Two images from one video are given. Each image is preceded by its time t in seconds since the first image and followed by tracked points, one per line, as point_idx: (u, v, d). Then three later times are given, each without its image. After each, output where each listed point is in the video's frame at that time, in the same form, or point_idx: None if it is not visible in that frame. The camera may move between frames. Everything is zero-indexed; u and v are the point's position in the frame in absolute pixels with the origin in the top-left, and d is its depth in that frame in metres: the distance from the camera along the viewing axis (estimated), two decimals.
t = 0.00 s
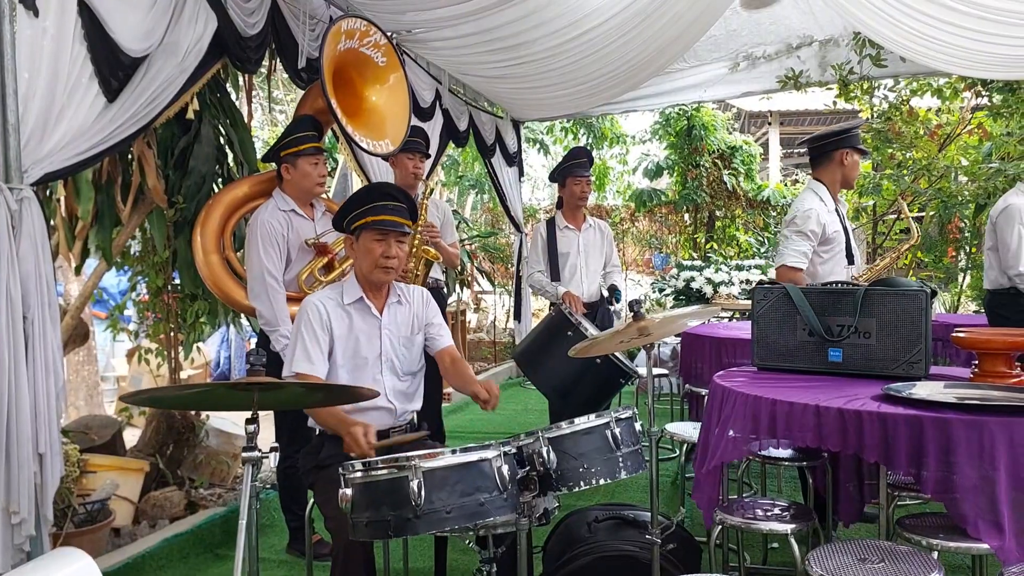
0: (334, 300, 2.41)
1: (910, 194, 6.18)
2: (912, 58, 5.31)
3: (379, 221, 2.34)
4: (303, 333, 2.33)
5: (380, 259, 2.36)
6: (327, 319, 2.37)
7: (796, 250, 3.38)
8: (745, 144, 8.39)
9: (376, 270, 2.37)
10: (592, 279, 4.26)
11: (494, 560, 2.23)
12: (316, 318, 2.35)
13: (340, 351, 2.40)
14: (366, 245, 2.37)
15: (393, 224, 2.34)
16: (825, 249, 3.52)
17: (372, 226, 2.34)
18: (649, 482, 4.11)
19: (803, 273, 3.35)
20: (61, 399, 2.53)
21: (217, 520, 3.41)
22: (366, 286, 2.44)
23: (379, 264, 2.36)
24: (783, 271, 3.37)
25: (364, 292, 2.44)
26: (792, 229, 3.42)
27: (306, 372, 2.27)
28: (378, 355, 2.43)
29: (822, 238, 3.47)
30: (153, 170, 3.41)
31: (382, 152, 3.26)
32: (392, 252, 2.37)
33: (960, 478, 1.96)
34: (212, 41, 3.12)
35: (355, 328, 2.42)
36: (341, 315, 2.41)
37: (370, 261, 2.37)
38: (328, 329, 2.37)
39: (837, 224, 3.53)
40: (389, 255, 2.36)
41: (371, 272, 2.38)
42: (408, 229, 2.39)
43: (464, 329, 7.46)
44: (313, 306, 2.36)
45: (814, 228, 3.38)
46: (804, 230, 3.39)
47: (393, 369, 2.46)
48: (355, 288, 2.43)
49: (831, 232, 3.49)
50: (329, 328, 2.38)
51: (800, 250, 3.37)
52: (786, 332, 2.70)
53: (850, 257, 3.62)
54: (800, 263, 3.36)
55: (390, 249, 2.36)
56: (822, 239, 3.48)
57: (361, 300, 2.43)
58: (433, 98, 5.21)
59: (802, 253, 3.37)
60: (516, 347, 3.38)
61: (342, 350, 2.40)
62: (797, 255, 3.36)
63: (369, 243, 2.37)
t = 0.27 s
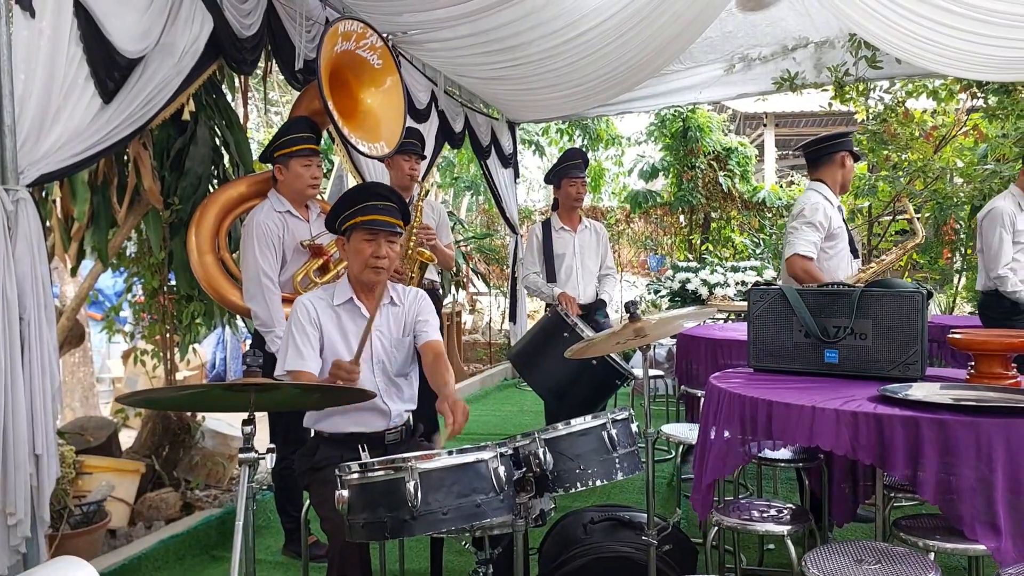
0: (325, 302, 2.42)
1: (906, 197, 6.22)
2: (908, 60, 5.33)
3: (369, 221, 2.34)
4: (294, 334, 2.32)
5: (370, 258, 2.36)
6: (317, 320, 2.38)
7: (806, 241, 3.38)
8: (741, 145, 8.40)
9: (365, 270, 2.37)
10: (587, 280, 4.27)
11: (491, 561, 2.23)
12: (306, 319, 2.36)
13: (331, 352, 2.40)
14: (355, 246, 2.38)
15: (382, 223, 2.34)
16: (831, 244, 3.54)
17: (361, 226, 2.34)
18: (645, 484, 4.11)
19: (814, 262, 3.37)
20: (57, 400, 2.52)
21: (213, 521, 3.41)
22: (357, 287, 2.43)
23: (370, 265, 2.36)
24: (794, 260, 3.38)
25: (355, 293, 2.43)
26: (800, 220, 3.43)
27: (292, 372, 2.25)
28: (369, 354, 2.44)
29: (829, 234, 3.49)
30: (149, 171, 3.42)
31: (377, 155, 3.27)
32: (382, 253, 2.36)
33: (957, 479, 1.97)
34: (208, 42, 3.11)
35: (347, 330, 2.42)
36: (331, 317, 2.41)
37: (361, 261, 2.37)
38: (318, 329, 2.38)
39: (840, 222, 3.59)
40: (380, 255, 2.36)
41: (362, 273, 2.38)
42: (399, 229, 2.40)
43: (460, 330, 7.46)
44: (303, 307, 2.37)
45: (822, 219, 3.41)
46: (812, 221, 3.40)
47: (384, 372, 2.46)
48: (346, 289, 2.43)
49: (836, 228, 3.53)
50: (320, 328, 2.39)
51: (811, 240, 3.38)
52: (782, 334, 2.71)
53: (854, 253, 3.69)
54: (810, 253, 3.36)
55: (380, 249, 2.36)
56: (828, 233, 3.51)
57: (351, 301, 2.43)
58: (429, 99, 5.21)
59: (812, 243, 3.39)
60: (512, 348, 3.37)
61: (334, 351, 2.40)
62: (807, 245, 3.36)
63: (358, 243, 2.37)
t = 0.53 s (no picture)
0: (319, 305, 2.41)
1: (900, 197, 6.30)
2: (901, 61, 5.35)
3: (356, 224, 2.34)
4: (289, 337, 2.32)
5: (359, 261, 2.37)
6: (313, 323, 2.38)
7: (812, 231, 3.51)
8: (735, 147, 8.42)
9: (353, 273, 2.37)
10: (582, 281, 4.27)
11: (486, 562, 2.24)
12: (301, 321, 2.35)
13: (326, 355, 2.39)
14: (344, 249, 2.38)
15: (369, 226, 2.34)
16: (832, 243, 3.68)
17: (348, 229, 2.34)
18: (640, 485, 4.12)
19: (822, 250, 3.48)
20: (52, 402, 2.52)
21: (208, 523, 3.40)
22: (350, 289, 2.43)
23: (358, 267, 2.36)
24: (804, 248, 3.47)
25: (347, 295, 2.43)
26: (808, 213, 3.58)
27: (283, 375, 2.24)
28: (366, 356, 2.44)
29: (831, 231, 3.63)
30: (143, 174, 3.42)
31: (375, 157, 3.25)
32: (371, 255, 2.37)
33: (953, 479, 1.98)
34: (202, 43, 3.11)
35: (341, 332, 2.42)
36: (325, 319, 2.41)
37: (349, 264, 2.37)
38: (314, 332, 2.37)
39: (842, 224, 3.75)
40: (368, 257, 2.37)
41: (351, 276, 2.39)
42: (387, 231, 2.39)
43: (454, 331, 7.46)
44: (298, 310, 2.37)
45: (827, 213, 3.57)
46: (819, 214, 3.56)
47: (381, 373, 2.45)
48: (338, 292, 2.42)
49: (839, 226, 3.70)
50: (317, 331, 2.38)
51: (819, 230, 3.52)
52: (777, 335, 2.71)
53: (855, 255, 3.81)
54: (816, 241, 3.48)
55: (368, 251, 2.37)
56: (833, 230, 3.66)
57: (345, 304, 2.43)
58: (424, 100, 5.21)
59: (819, 233, 3.53)
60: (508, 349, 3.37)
61: (328, 354, 2.39)
62: (813, 233, 3.49)
63: (347, 246, 2.37)
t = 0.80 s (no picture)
0: (313, 308, 2.40)
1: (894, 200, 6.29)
2: (894, 65, 5.37)
3: (345, 228, 2.34)
4: (279, 340, 2.31)
5: (349, 265, 2.36)
6: (305, 325, 2.36)
7: (813, 223, 3.57)
8: (729, 150, 8.43)
9: (343, 277, 2.37)
10: (577, 285, 4.27)
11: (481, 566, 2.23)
12: (293, 324, 2.34)
13: (319, 357, 2.38)
14: (336, 253, 2.39)
15: (358, 231, 2.33)
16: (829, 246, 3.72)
17: (338, 234, 2.34)
18: (636, 488, 4.12)
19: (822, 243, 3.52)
20: (43, 406, 2.50)
21: (201, 528, 3.38)
22: (345, 292, 2.42)
23: (349, 271, 2.36)
24: (804, 237, 3.51)
25: (341, 298, 2.42)
26: (811, 210, 3.64)
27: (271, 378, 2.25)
28: (360, 357, 2.43)
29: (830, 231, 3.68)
30: (136, 177, 3.41)
31: (377, 159, 3.24)
32: (361, 259, 2.37)
33: (945, 480, 1.98)
34: (195, 45, 3.10)
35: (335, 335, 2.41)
36: (318, 322, 2.39)
37: (340, 267, 2.38)
38: (306, 334, 2.37)
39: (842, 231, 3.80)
40: (358, 261, 2.37)
41: (342, 280, 2.38)
42: (380, 236, 2.38)
43: (449, 334, 7.45)
44: (291, 311, 2.35)
45: (829, 211, 3.64)
46: (821, 211, 3.62)
47: (375, 374, 2.45)
48: (332, 294, 2.41)
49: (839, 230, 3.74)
50: (308, 333, 2.37)
51: (819, 224, 3.57)
52: (771, 337, 2.72)
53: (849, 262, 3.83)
54: (816, 231, 3.53)
55: (358, 255, 2.37)
56: (831, 231, 3.71)
57: (339, 307, 2.41)
58: (418, 103, 5.21)
59: (819, 227, 3.58)
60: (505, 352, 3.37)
61: (323, 357, 2.38)
62: (813, 224, 3.55)
63: (338, 250, 2.38)
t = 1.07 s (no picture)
0: (312, 309, 2.39)
1: (892, 201, 6.36)
2: (893, 66, 5.37)
3: (344, 231, 2.33)
4: (277, 341, 2.30)
5: (348, 267, 2.36)
6: (302, 327, 2.35)
7: (806, 220, 3.58)
8: (728, 151, 8.43)
9: (342, 279, 2.37)
10: (576, 286, 4.27)
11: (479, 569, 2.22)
12: (291, 326, 2.32)
13: (318, 359, 2.37)
14: (335, 255, 2.39)
15: (355, 233, 2.32)
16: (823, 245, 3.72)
17: (338, 236, 2.34)
18: (635, 490, 4.11)
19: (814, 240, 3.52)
20: (40, 410, 2.49)
21: (199, 531, 3.38)
22: (344, 294, 2.42)
23: (346, 273, 2.36)
24: (796, 234, 3.52)
25: (340, 299, 2.41)
26: (804, 208, 3.66)
27: (269, 381, 2.25)
28: (359, 359, 2.41)
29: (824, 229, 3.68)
30: (133, 179, 3.38)
31: (384, 160, 3.22)
32: (358, 261, 2.36)
33: (944, 482, 1.98)
34: (193, 48, 3.10)
35: (334, 337, 2.39)
36: (317, 323, 2.38)
37: (338, 269, 2.38)
38: (303, 336, 2.35)
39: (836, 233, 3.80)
40: (355, 264, 2.36)
41: (340, 281, 2.38)
42: (379, 239, 2.37)
43: (448, 336, 7.44)
44: (290, 313, 2.33)
45: (821, 210, 3.66)
46: (813, 209, 3.64)
47: (375, 376, 2.44)
48: (332, 296, 2.40)
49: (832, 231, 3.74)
50: (305, 335, 2.35)
51: (811, 222, 3.58)
52: (770, 338, 2.71)
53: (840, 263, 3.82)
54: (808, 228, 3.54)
55: (355, 257, 2.36)
56: (824, 231, 3.71)
57: (339, 308, 2.41)
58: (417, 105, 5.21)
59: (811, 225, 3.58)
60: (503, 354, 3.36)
61: (320, 359, 2.37)
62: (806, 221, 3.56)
63: (337, 251, 2.38)
